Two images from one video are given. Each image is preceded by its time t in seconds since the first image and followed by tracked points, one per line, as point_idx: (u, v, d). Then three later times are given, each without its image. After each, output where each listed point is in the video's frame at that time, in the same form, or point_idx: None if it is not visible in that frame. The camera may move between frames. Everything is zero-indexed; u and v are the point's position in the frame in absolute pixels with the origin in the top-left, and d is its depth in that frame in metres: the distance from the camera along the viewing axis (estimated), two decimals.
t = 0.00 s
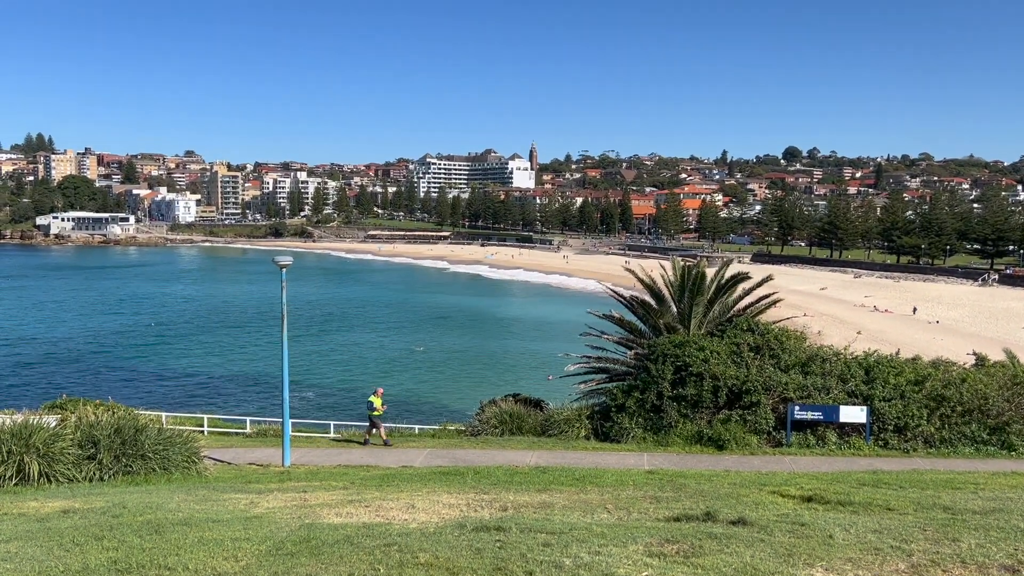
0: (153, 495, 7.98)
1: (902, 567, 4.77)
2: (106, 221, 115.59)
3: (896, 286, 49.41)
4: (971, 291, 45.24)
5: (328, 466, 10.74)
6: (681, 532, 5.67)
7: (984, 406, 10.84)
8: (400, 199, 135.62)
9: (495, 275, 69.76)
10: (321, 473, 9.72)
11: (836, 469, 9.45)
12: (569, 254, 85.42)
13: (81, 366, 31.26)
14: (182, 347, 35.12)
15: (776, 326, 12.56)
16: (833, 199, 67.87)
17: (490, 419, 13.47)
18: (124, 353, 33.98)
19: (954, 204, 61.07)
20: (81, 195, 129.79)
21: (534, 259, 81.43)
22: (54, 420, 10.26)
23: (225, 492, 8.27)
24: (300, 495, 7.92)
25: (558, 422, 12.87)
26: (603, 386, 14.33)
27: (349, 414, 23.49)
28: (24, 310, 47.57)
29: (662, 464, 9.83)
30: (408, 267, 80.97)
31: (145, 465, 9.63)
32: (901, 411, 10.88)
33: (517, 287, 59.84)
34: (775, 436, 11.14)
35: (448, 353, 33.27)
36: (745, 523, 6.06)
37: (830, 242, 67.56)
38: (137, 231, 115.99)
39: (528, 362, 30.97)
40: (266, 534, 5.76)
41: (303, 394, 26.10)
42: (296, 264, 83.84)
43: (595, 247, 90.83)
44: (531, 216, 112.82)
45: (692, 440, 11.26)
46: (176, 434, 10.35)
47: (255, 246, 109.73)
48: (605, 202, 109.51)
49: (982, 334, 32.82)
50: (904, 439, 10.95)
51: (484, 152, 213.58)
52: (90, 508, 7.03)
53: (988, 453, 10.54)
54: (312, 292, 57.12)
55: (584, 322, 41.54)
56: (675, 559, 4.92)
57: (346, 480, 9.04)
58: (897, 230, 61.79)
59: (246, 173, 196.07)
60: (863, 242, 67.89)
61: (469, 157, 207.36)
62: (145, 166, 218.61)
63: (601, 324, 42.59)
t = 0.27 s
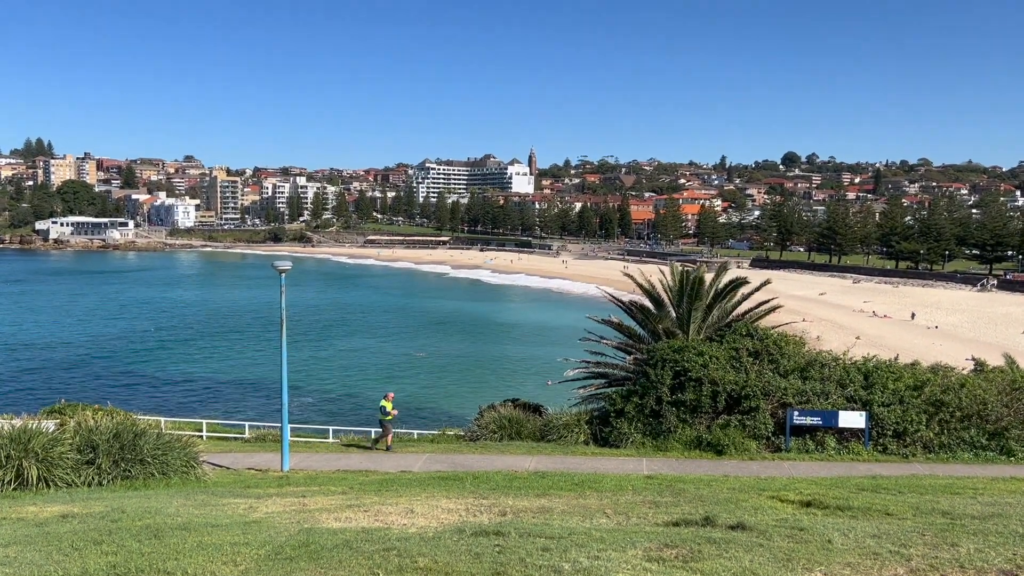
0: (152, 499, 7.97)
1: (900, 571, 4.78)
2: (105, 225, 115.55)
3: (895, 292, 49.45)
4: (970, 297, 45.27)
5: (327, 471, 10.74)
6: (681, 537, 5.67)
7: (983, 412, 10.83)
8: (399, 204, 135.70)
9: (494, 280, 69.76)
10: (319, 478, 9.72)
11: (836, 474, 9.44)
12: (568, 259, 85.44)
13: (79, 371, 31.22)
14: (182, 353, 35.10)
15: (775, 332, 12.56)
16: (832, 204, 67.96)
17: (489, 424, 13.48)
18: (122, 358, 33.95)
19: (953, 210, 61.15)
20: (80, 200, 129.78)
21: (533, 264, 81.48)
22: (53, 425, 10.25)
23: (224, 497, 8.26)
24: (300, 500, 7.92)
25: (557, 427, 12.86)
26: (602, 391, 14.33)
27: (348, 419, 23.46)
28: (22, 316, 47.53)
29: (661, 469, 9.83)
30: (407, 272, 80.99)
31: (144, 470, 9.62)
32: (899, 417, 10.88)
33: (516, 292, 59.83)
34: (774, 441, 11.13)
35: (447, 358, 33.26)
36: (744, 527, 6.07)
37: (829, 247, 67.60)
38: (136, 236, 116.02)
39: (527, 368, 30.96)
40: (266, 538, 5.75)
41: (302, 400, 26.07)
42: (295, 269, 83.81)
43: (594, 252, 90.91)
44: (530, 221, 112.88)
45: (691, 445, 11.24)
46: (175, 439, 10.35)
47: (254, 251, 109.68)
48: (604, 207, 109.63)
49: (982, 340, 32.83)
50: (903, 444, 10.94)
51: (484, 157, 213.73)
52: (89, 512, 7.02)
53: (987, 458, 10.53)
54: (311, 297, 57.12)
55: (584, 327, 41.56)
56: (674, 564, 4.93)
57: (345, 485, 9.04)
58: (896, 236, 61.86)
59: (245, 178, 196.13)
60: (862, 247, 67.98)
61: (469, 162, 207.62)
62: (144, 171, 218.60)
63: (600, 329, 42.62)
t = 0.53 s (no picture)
0: (149, 504, 7.96)
1: None
2: (102, 229, 115.51)
3: (891, 296, 49.55)
4: (965, 301, 45.40)
5: (324, 475, 10.72)
6: (678, 540, 5.67)
7: (979, 416, 10.85)
8: (396, 209, 135.83)
9: (491, 284, 69.77)
10: (316, 482, 9.69)
11: (832, 478, 9.44)
12: (565, 263, 85.52)
13: (75, 375, 31.14)
14: (178, 357, 35.02)
15: (772, 336, 12.58)
16: (828, 208, 68.13)
17: (486, 429, 13.47)
18: (119, 362, 33.87)
19: (948, 215, 61.37)
20: (77, 204, 129.71)
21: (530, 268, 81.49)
22: (49, 430, 10.22)
23: (221, 501, 8.23)
24: (298, 505, 7.93)
25: (554, 431, 12.87)
26: (599, 396, 14.33)
27: (345, 424, 23.40)
28: (18, 319, 47.42)
29: (657, 473, 9.84)
30: (404, 275, 81.01)
31: (140, 474, 9.59)
32: (896, 421, 10.90)
33: (513, 296, 59.85)
34: (770, 445, 11.15)
35: (444, 362, 33.24)
36: (740, 532, 6.07)
37: (825, 251, 67.71)
38: (132, 240, 115.85)
39: (525, 372, 30.98)
40: (263, 543, 5.75)
41: (299, 404, 26.05)
42: (292, 273, 83.79)
43: (591, 256, 90.98)
44: (527, 225, 113.06)
45: (688, 450, 11.25)
46: (172, 443, 10.31)
47: (251, 255, 109.64)
48: (601, 212, 109.77)
49: (978, 344, 32.88)
50: (899, 448, 10.95)
51: (481, 161, 214.00)
52: (86, 517, 6.99)
53: (983, 462, 10.55)
54: (308, 302, 57.06)
55: (581, 331, 41.55)
56: (670, 568, 4.95)
57: (344, 489, 9.04)
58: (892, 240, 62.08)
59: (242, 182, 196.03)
60: (858, 252, 68.16)
61: (466, 166, 207.87)
62: (141, 175, 218.49)
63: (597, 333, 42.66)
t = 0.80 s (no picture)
0: (141, 508, 7.92)
1: None
2: (95, 233, 115.11)
3: (884, 300, 49.72)
4: (957, 305, 45.61)
5: (318, 480, 10.69)
6: (673, 544, 5.67)
7: (972, 420, 10.89)
8: (390, 213, 135.80)
9: (485, 288, 69.77)
10: (309, 487, 9.66)
11: (826, 482, 9.46)
12: (559, 267, 85.62)
13: (67, 379, 31.00)
14: (170, 361, 34.90)
15: (765, 340, 12.61)
16: (821, 213, 68.41)
17: (480, 433, 13.47)
18: (110, 366, 33.70)
19: (940, 219, 61.69)
20: (69, 207, 129.20)
21: (524, 272, 81.56)
22: (41, 434, 10.17)
23: (214, 506, 8.20)
24: (291, 509, 7.92)
25: (548, 435, 12.86)
26: (593, 400, 14.34)
27: (339, 428, 23.34)
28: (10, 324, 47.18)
29: (651, 477, 9.85)
30: (398, 279, 80.94)
31: (133, 479, 9.56)
32: (889, 424, 10.94)
33: (507, 300, 59.87)
34: (764, 449, 11.16)
35: (438, 366, 33.21)
36: (735, 536, 6.08)
37: (818, 256, 67.95)
38: (125, 244, 115.53)
39: (518, 376, 30.98)
40: (256, 548, 5.73)
41: (292, 408, 25.98)
42: (286, 277, 83.63)
43: (585, 260, 91.11)
44: (521, 229, 113.19)
45: (682, 454, 11.27)
46: (165, 448, 10.28)
47: (244, 259, 109.38)
48: (595, 216, 109.95)
49: (970, 348, 33.03)
50: (893, 452, 10.99)
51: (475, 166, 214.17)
52: (78, 522, 6.97)
53: (976, 466, 10.58)
54: (301, 306, 56.94)
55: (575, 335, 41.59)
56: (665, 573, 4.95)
57: (338, 493, 9.03)
58: (885, 245, 62.39)
59: (236, 186, 195.66)
60: (851, 256, 68.46)
61: (460, 171, 208.03)
62: (134, 179, 217.83)
63: (591, 337, 42.71)
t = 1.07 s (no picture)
0: (130, 514, 7.86)
1: None
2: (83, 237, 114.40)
3: (873, 305, 49.98)
4: (946, 310, 45.89)
5: (308, 485, 10.64)
6: (664, 549, 5.69)
7: (960, 423, 10.93)
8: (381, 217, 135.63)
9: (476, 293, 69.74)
10: (299, 492, 9.60)
11: (815, 486, 9.50)
12: (550, 271, 85.67)
13: (55, 384, 30.77)
14: (159, 365, 34.67)
15: (755, 344, 12.65)
16: (810, 217, 68.75)
17: (471, 438, 13.46)
18: (98, 371, 33.46)
19: (929, 224, 62.13)
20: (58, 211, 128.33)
21: (515, 276, 81.57)
22: (29, 440, 10.08)
23: (202, 512, 8.13)
24: (281, 515, 7.88)
25: (539, 439, 12.86)
26: (584, 404, 14.35)
27: (329, 433, 23.24)
28: None
29: (642, 482, 9.85)
30: (389, 283, 80.79)
31: (122, 484, 9.48)
32: (878, 428, 10.98)
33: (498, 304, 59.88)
34: (755, 453, 11.20)
35: (429, 370, 33.16)
36: (726, 540, 6.10)
37: (808, 260, 68.29)
38: (114, 248, 114.88)
39: (509, 380, 30.96)
40: (246, 554, 5.70)
41: (282, 413, 25.86)
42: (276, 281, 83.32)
43: (576, 265, 91.22)
44: (513, 233, 113.24)
45: (673, 458, 11.28)
46: (154, 453, 10.21)
47: (234, 263, 108.95)
48: (586, 220, 110.14)
49: (959, 352, 33.22)
50: (882, 456, 11.03)
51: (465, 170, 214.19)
52: (66, 528, 6.91)
53: (965, 470, 10.63)
54: (291, 310, 56.75)
55: (566, 340, 41.59)
56: None
57: (329, 499, 8.98)
58: (873, 249, 62.77)
59: (226, 190, 194.92)
60: (840, 260, 68.82)
61: (451, 175, 208.07)
62: (124, 183, 216.67)
63: (582, 341, 42.75)
